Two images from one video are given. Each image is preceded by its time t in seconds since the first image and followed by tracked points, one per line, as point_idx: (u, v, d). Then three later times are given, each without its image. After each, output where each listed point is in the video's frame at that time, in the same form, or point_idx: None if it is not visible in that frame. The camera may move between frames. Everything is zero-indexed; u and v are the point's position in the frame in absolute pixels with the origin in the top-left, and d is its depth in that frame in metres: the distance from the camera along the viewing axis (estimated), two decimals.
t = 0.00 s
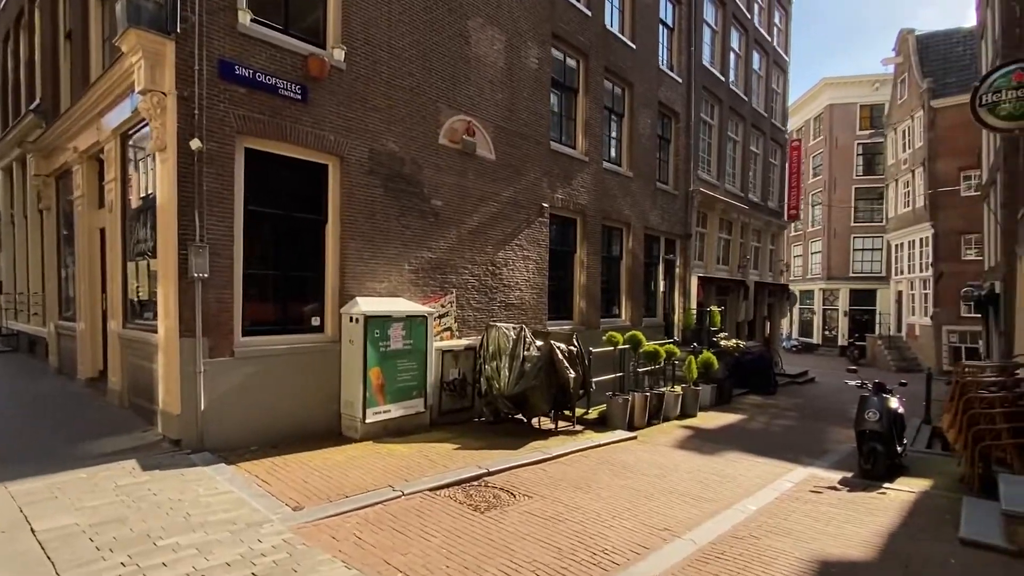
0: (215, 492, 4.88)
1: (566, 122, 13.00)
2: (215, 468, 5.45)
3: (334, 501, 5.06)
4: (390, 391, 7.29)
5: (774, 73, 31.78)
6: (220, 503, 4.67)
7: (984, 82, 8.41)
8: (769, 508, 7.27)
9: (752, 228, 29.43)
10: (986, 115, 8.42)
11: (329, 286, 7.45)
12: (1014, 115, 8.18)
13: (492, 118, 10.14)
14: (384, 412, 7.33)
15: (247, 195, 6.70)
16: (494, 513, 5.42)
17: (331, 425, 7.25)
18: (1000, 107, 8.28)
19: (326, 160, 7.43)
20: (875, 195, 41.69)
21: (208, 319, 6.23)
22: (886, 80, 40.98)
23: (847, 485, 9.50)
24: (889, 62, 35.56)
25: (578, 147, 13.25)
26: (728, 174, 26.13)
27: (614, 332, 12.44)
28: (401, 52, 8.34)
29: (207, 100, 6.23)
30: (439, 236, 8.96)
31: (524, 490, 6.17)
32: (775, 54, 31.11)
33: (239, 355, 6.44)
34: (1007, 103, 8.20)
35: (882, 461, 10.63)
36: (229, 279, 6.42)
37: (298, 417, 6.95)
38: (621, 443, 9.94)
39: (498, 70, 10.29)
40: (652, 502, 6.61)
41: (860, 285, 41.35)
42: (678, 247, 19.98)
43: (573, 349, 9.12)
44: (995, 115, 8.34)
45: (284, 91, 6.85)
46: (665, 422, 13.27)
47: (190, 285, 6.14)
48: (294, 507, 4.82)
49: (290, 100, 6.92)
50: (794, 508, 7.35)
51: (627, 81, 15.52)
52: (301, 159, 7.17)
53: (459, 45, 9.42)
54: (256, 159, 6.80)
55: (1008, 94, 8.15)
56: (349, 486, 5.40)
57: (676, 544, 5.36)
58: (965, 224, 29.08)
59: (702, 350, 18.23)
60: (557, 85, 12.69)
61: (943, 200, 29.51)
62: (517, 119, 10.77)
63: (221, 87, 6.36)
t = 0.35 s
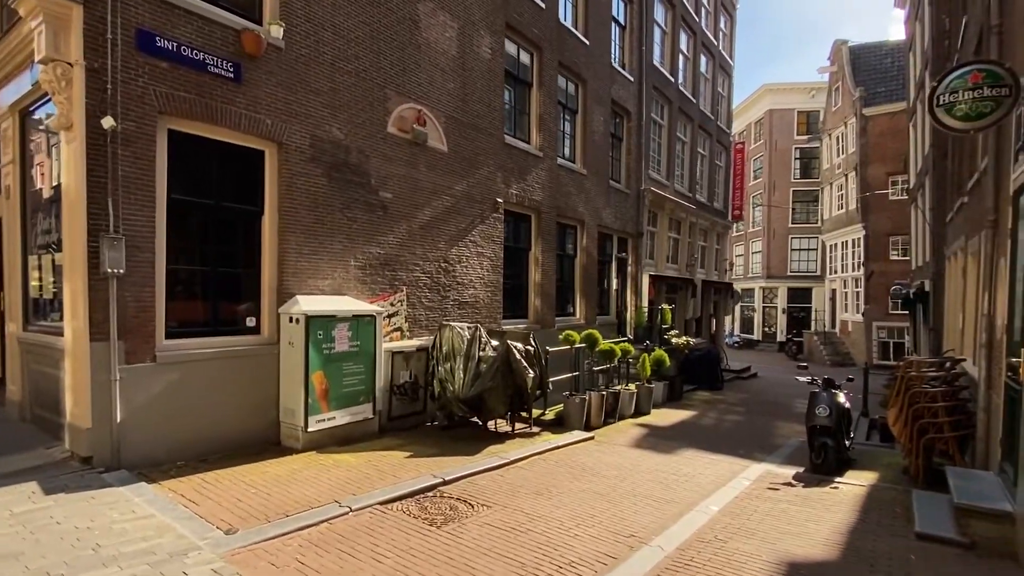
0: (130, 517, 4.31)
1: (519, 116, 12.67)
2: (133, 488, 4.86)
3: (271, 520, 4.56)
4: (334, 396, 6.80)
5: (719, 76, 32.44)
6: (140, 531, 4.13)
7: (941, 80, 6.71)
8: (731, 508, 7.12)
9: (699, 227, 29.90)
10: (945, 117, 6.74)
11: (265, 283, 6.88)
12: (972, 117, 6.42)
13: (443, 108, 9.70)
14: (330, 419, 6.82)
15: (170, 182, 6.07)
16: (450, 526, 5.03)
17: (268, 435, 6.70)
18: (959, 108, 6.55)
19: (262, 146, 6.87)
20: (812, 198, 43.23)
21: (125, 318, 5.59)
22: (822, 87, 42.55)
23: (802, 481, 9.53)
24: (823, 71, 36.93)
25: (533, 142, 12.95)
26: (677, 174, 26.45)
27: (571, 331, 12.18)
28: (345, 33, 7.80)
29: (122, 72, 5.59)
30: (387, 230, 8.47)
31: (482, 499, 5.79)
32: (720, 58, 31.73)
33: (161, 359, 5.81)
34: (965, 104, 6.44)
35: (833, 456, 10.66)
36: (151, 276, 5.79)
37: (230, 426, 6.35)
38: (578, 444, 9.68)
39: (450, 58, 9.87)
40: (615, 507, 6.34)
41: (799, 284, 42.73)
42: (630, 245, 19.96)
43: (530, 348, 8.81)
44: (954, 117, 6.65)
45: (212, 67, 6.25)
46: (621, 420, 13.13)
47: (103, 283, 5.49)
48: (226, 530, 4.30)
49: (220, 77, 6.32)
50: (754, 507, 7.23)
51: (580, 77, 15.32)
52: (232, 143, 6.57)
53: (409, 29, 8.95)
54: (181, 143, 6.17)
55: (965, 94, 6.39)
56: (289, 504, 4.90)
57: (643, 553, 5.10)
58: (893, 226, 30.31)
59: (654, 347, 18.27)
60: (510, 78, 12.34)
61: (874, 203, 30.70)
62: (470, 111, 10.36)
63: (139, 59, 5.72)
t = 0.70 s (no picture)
0: (31, 546, 3.77)
1: (474, 108, 12.31)
2: (39, 512, 4.29)
3: (199, 544, 4.09)
4: (273, 403, 6.32)
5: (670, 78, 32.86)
6: (45, 563, 3.61)
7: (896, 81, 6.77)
8: (693, 509, 6.97)
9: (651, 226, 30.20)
10: (900, 116, 6.74)
11: (194, 279, 6.32)
12: (928, 117, 6.52)
13: (394, 97, 9.26)
14: (269, 427, 6.33)
15: (83, 166, 5.46)
16: (402, 541, 4.65)
17: (200, 446, 6.15)
18: (915, 109, 6.62)
19: (191, 129, 6.30)
20: (755, 199, 44.45)
21: (30, 318, 4.97)
22: (765, 93, 43.80)
23: (758, 476, 9.54)
24: (767, 76, 37.98)
25: (487, 136, 12.63)
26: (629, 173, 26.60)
27: (527, 330, 11.90)
28: (286, 11, 7.29)
29: (22, 40, 4.96)
30: (333, 223, 7.99)
31: (437, 510, 5.43)
32: (670, 59, 32.14)
33: (74, 364, 5.20)
34: (921, 103, 6.53)
35: (786, 451, 10.75)
36: (62, 272, 5.19)
37: (154, 437, 5.77)
38: (536, 446, 9.40)
39: (401, 44, 9.43)
40: (577, 512, 6.08)
41: (744, 283, 43.84)
42: (585, 243, 19.84)
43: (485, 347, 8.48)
44: (910, 117, 6.69)
45: (132, 40, 5.65)
46: (579, 419, 12.95)
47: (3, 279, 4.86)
48: (146, 558, 3.81)
49: (140, 51, 5.73)
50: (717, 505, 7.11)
51: (535, 71, 15.07)
52: (156, 125, 6.00)
53: (357, 12, 8.48)
54: (97, 124, 5.57)
55: (921, 94, 6.48)
56: (223, 524, 4.42)
57: (609, 561, 4.85)
58: (831, 227, 31.42)
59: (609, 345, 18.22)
60: (464, 69, 11.96)
61: (813, 204, 31.75)
62: (423, 101, 9.95)
63: (44, 26, 5.10)
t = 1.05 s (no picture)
0: None
1: (428, 97, 11.86)
2: None
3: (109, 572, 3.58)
4: (204, 408, 5.79)
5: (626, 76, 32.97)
6: None
7: (862, 72, 6.76)
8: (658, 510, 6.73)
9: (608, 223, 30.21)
10: (866, 108, 6.72)
11: (113, 271, 5.72)
12: (892, 108, 6.48)
13: (342, 80, 8.76)
14: (200, 436, 5.78)
15: None
16: (348, 558, 4.22)
17: (120, 457, 5.56)
18: (880, 99, 6.59)
19: (107, 104, 5.69)
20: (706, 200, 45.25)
21: None
22: (716, 95, 44.60)
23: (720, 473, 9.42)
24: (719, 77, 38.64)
25: (443, 125, 12.21)
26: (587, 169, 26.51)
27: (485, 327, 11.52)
28: None
29: None
30: (273, 212, 7.45)
31: (388, 522, 5.01)
32: (626, 57, 32.25)
33: None
34: (885, 95, 6.50)
35: (746, 445, 10.67)
36: None
37: (65, 449, 5.16)
38: (494, 447, 9.04)
39: (349, 24, 8.92)
40: (539, 518, 5.74)
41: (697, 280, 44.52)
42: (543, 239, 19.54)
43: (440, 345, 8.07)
44: (876, 109, 6.65)
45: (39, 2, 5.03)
46: (538, 418, 12.65)
47: None
48: None
49: (48, 15, 5.11)
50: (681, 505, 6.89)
51: (491, 62, 14.69)
52: (66, 98, 5.39)
53: None
54: None
55: (885, 85, 6.47)
56: (140, 548, 3.92)
57: (575, 571, 4.53)
58: (781, 226, 32.12)
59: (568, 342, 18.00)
60: (417, 56, 11.50)
61: (762, 205, 32.41)
62: (373, 85, 9.46)
63: None
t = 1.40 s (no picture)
0: None
1: (383, 88, 11.34)
2: None
3: None
4: (124, 424, 5.22)
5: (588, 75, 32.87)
6: None
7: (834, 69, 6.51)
8: (625, 522, 6.42)
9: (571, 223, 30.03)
10: (838, 106, 6.50)
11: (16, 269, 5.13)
12: (864, 106, 6.29)
13: (288, 66, 8.21)
14: (122, 456, 5.22)
15: None
16: None
17: (26, 480, 4.96)
18: (852, 97, 6.39)
19: (10, 83, 5.09)
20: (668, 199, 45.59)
21: None
22: (677, 95, 45.00)
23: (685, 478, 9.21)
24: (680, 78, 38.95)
25: (399, 118, 11.70)
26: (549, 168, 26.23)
27: (445, 329, 11.06)
28: None
29: None
30: (209, 206, 6.87)
31: (334, 549, 4.55)
32: (589, 56, 32.13)
33: None
34: (857, 93, 6.31)
35: (713, 449, 10.48)
36: None
37: None
38: (453, 456, 8.61)
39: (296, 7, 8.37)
40: (501, 537, 5.36)
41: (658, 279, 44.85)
42: (506, 237, 19.14)
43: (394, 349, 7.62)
44: (847, 107, 6.45)
45: None
46: (500, 423, 12.27)
47: None
48: None
49: None
50: (648, 516, 6.60)
51: (451, 54, 14.23)
52: None
53: None
54: None
55: (857, 83, 6.27)
56: None
57: None
58: (740, 225, 32.52)
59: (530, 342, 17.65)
60: (372, 44, 10.97)
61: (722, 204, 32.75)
62: (323, 73, 8.92)
63: None
